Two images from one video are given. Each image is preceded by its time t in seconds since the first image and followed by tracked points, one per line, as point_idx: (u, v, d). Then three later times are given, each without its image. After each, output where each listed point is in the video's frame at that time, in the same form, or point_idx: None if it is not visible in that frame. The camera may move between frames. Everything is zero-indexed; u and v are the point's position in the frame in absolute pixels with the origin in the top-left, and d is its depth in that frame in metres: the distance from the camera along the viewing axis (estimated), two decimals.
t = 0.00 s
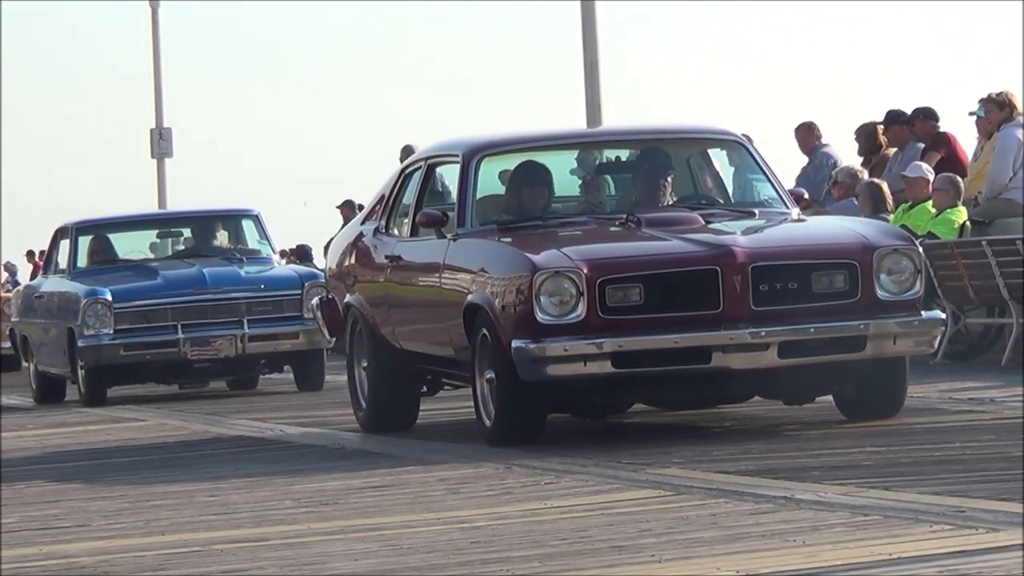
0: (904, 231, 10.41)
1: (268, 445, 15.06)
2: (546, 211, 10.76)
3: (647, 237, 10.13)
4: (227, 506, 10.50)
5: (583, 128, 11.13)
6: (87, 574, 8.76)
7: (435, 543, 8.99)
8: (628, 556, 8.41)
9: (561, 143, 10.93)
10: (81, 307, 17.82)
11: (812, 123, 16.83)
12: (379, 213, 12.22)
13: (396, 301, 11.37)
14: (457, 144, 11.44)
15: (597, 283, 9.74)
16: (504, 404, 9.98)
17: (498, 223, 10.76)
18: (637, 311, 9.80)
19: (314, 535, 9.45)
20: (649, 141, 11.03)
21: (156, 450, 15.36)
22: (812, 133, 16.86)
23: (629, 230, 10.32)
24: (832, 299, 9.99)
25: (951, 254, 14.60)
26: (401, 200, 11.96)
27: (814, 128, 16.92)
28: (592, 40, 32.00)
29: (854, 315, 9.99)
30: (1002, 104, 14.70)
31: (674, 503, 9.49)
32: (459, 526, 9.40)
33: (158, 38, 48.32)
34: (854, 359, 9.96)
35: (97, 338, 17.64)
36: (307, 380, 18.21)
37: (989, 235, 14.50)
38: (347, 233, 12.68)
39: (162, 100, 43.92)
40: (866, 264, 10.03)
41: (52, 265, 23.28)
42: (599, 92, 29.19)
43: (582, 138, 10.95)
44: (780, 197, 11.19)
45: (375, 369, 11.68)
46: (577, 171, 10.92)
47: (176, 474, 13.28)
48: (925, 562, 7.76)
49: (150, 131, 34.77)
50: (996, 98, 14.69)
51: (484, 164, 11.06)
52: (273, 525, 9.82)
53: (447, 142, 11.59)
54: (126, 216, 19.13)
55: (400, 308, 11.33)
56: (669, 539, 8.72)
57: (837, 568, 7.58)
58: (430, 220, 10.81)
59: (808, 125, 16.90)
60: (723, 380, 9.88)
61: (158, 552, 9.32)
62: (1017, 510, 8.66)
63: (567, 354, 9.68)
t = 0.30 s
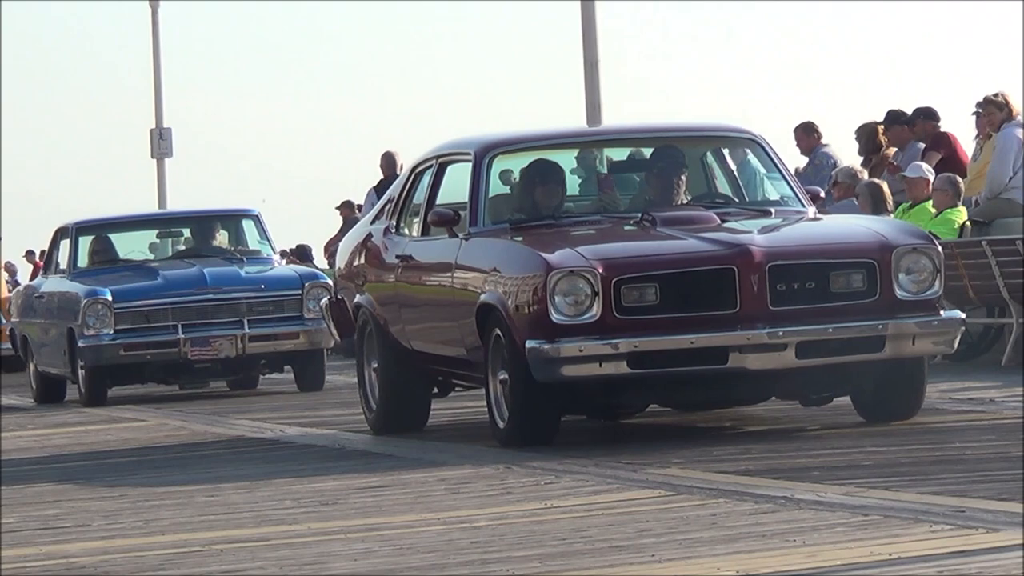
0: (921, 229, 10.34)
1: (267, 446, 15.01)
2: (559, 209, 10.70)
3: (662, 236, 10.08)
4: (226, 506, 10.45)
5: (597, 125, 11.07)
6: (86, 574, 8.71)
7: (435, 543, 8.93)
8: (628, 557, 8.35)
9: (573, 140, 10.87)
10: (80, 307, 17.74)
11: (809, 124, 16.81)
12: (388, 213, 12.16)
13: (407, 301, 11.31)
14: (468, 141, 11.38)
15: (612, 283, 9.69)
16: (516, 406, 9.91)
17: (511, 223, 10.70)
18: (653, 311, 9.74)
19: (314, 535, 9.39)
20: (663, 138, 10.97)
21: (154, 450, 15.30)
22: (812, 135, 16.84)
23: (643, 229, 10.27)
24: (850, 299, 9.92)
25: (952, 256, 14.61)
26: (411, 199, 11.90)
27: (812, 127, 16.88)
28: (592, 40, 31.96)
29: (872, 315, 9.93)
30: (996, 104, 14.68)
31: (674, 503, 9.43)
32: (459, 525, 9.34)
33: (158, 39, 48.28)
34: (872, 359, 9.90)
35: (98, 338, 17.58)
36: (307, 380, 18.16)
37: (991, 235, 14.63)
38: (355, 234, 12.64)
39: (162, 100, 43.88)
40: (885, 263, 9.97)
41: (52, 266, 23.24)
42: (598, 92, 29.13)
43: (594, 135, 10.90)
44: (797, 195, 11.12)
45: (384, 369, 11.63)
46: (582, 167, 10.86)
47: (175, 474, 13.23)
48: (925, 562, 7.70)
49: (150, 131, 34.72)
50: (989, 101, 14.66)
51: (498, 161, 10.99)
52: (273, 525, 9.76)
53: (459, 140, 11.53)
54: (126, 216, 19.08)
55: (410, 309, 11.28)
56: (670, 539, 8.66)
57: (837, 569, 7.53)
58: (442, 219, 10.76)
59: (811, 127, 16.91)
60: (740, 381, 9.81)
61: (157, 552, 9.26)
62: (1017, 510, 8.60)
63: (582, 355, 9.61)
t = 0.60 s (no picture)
0: (950, 228, 10.25)
1: (267, 446, 14.93)
2: (580, 206, 10.61)
3: (687, 234, 10.00)
4: (225, 506, 10.36)
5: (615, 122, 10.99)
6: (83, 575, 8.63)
7: (434, 543, 8.84)
8: (628, 557, 8.26)
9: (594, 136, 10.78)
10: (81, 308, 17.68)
11: (807, 126, 16.70)
12: (402, 212, 12.08)
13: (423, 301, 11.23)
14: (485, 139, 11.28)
15: (636, 283, 9.60)
16: (538, 407, 9.82)
17: (531, 220, 10.60)
18: (678, 311, 9.65)
19: (313, 535, 9.31)
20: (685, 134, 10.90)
21: (151, 450, 15.22)
22: (812, 137, 16.82)
23: (667, 227, 10.18)
24: (878, 299, 9.83)
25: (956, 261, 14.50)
26: (427, 197, 11.80)
27: (811, 130, 16.81)
28: (592, 41, 31.91)
29: (901, 315, 9.84)
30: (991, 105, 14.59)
31: (674, 503, 9.34)
32: (458, 525, 9.25)
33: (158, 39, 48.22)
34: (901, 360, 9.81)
35: (98, 338, 17.50)
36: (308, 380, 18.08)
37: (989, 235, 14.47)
38: (367, 234, 12.58)
39: (163, 100, 43.82)
40: (914, 262, 9.88)
41: (53, 266, 23.17)
42: (598, 92, 29.06)
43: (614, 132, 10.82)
44: (822, 193, 11.03)
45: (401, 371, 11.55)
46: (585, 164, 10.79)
47: (175, 475, 13.15)
48: (925, 561, 7.62)
49: (150, 131, 34.65)
50: (984, 102, 14.57)
51: (516, 159, 10.88)
52: (273, 525, 9.68)
53: (477, 137, 11.43)
54: (126, 216, 19.01)
55: (427, 309, 11.19)
56: (670, 539, 8.58)
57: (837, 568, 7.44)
58: (461, 216, 10.69)
59: (808, 128, 16.92)
60: (766, 383, 9.72)
61: (154, 552, 9.18)
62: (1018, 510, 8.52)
63: (606, 355, 9.53)
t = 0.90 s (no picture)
0: (981, 227, 10.14)
1: (267, 446, 14.84)
2: (601, 205, 10.51)
3: (712, 233, 9.89)
4: (226, 506, 10.28)
5: (637, 119, 10.89)
6: None
7: (434, 543, 8.76)
8: (628, 557, 8.18)
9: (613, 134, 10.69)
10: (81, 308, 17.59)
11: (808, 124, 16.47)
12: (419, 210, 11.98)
13: (441, 300, 11.14)
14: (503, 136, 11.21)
15: (661, 282, 9.49)
16: (560, 408, 9.72)
17: (552, 219, 10.49)
18: (704, 310, 9.55)
19: (313, 535, 9.22)
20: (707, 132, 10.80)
21: (149, 451, 15.14)
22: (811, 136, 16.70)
23: (691, 226, 10.07)
24: (907, 299, 9.73)
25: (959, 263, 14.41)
26: (445, 195, 11.71)
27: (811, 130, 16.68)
28: (592, 40, 31.83)
29: (931, 315, 9.73)
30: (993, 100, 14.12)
31: (674, 503, 9.25)
32: (458, 526, 9.17)
33: (158, 40, 48.13)
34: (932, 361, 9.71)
35: (99, 338, 17.41)
36: (310, 380, 18.04)
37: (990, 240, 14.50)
38: (382, 233, 12.50)
39: (163, 100, 43.73)
40: (944, 261, 9.77)
41: (54, 266, 23.07)
42: (599, 90, 28.98)
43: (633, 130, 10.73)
44: (848, 189, 10.90)
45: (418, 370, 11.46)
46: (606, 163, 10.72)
47: (175, 476, 13.05)
48: (925, 562, 7.53)
49: (150, 130, 34.55)
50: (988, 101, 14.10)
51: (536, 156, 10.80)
52: (274, 525, 9.59)
53: (496, 133, 11.34)
54: (126, 216, 18.93)
55: (444, 308, 11.10)
56: (670, 539, 8.49)
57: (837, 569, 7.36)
58: (480, 215, 10.60)
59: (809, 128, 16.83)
60: (792, 384, 9.62)
61: (151, 552, 9.09)
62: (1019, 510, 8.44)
63: (631, 356, 9.43)
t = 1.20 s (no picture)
0: None
1: (270, 446, 14.74)
2: (632, 200, 10.30)
3: (750, 229, 9.68)
4: (226, 507, 10.17)
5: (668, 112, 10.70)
6: None
7: (434, 544, 8.64)
8: (629, 557, 8.07)
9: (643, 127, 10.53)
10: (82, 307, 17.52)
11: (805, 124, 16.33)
12: (443, 206, 11.87)
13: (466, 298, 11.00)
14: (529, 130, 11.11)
15: (697, 280, 9.27)
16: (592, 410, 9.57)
17: (583, 215, 10.33)
18: (741, 310, 9.31)
19: (314, 535, 9.11)
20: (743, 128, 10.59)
21: (148, 452, 15.05)
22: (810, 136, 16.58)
23: (726, 222, 9.87)
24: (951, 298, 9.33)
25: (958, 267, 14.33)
26: (471, 191, 11.60)
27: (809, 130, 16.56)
28: (592, 40, 31.73)
29: (976, 314, 9.32)
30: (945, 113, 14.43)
31: (674, 503, 9.14)
32: (458, 525, 9.06)
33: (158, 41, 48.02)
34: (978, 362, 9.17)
35: (100, 338, 17.36)
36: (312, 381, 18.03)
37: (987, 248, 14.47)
38: (400, 235, 12.42)
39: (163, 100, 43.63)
40: (989, 259, 9.36)
41: (56, 266, 22.94)
42: (601, 90, 28.90)
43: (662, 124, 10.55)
44: (886, 186, 10.73)
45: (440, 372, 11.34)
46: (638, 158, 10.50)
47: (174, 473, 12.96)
48: (924, 561, 7.42)
49: (151, 131, 34.46)
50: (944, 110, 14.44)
51: (566, 149, 10.66)
52: (276, 525, 9.48)
53: (523, 127, 11.20)
54: (126, 216, 18.91)
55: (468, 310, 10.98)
56: (670, 539, 8.38)
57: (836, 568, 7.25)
58: (507, 211, 10.45)
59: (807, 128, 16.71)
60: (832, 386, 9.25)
61: (150, 552, 8.99)
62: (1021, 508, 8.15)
63: (665, 356, 9.24)
